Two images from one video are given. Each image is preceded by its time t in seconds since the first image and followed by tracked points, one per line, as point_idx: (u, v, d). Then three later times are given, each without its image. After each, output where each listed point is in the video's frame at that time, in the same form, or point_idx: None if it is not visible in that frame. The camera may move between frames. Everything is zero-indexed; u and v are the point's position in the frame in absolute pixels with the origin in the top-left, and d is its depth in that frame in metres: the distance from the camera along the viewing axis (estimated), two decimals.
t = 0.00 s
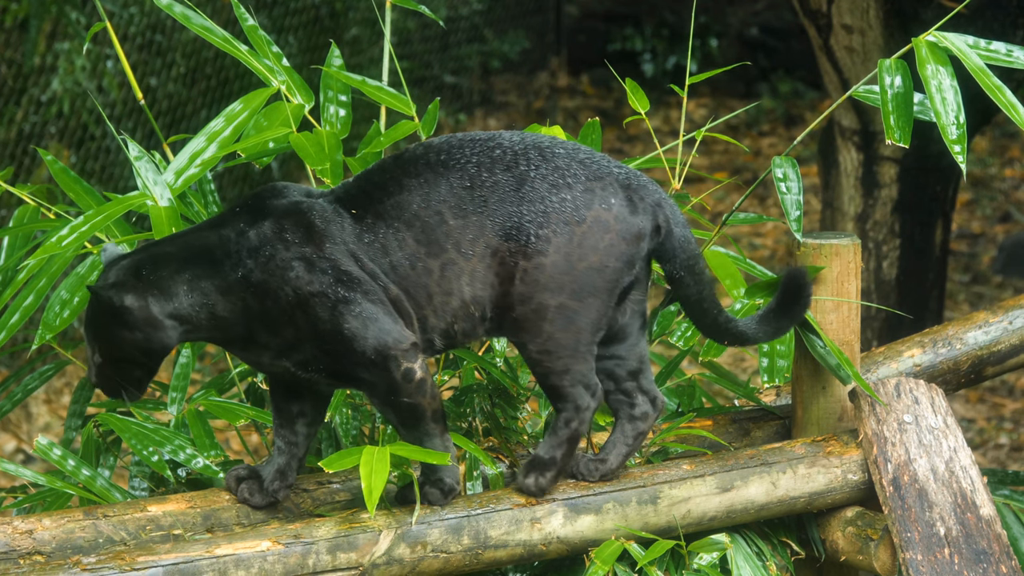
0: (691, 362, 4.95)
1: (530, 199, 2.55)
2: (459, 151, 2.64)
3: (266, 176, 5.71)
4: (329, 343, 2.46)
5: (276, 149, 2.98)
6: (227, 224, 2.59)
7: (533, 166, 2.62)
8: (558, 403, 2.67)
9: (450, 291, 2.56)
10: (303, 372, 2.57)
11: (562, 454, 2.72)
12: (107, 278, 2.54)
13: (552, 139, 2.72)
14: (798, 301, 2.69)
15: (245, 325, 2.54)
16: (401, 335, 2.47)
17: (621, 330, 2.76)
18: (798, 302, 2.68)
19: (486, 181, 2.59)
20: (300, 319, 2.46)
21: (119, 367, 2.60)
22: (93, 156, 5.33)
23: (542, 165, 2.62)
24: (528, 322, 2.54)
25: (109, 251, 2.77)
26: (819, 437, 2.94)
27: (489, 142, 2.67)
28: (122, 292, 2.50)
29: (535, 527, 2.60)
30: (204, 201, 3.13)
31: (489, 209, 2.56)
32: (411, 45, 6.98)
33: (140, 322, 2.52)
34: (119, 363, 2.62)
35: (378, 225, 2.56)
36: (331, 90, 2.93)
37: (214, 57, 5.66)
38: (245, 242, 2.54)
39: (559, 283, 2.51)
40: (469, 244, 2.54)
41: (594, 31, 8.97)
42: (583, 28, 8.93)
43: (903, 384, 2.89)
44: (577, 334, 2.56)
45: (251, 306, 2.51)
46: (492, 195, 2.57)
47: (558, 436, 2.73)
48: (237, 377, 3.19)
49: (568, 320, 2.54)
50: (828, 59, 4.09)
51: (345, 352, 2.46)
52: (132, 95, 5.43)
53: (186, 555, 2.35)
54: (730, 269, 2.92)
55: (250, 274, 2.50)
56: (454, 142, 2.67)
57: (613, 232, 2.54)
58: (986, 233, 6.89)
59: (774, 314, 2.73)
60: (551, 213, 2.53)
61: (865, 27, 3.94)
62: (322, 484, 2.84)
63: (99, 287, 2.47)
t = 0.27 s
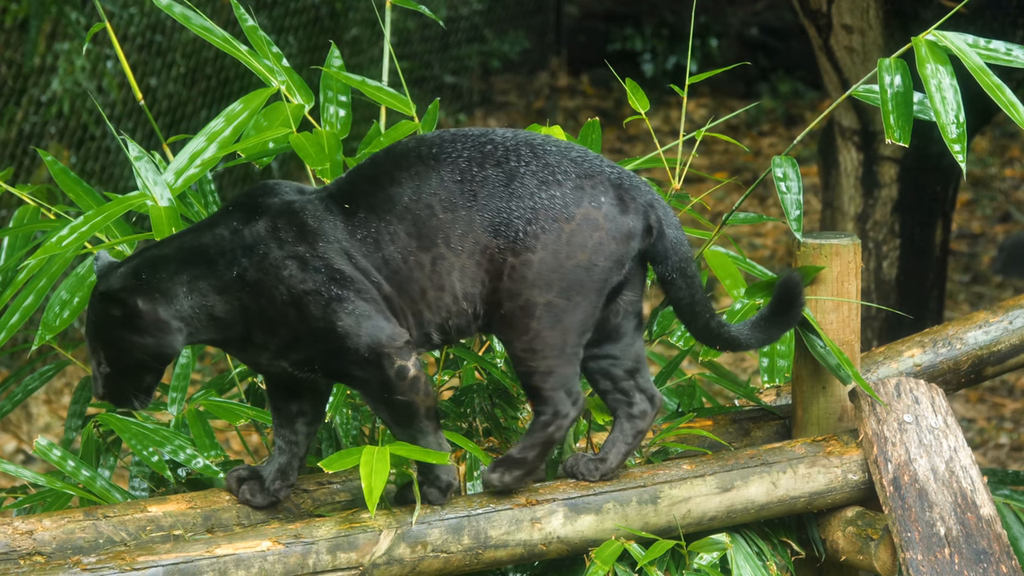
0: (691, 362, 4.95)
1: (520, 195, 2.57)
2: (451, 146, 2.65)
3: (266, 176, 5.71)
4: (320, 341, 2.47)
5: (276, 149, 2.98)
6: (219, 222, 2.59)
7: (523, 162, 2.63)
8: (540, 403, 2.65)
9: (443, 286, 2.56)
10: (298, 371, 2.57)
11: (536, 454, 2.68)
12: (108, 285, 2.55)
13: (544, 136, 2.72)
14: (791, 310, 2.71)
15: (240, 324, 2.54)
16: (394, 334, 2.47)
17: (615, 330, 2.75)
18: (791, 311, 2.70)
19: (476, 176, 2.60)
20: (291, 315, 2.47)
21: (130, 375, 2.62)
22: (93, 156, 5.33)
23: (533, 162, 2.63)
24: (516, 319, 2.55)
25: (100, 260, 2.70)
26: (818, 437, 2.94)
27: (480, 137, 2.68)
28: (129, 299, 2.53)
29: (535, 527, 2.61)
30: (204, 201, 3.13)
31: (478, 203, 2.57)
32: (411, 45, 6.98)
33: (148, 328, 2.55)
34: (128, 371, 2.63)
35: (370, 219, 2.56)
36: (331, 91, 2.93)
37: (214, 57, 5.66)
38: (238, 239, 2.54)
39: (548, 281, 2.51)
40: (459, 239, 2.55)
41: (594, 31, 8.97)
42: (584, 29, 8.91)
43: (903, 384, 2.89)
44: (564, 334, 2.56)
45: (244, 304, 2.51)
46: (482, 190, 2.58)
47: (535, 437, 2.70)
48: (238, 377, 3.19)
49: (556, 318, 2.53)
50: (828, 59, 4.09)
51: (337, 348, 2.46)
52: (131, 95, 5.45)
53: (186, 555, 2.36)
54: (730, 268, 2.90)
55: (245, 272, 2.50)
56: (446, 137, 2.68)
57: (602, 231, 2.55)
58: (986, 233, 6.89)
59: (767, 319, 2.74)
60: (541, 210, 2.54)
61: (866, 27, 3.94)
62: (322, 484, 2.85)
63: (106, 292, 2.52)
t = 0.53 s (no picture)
0: (692, 362, 4.95)
1: (513, 191, 2.57)
2: (446, 141, 2.66)
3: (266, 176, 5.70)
4: (310, 337, 2.49)
5: (277, 148, 2.97)
6: (216, 220, 2.59)
7: (518, 157, 2.63)
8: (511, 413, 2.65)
9: (438, 280, 2.58)
10: (296, 369, 2.59)
11: (503, 462, 2.71)
12: (114, 287, 2.54)
13: (540, 132, 2.72)
14: (788, 316, 2.70)
15: (239, 321, 2.55)
16: (387, 325, 2.48)
17: (611, 328, 2.77)
18: (788, 317, 2.68)
19: (470, 171, 2.61)
20: (285, 312, 2.49)
21: (141, 376, 2.61)
22: (93, 156, 5.33)
23: (527, 157, 2.62)
24: (505, 315, 2.55)
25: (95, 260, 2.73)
26: (818, 437, 2.94)
27: (475, 132, 2.68)
28: (141, 299, 2.51)
29: (535, 526, 2.61)
30: (204, 200, 3.12)
31: (472, 199, 2.58)
32: (411, 45, 6.97)
33: (158, 327, 2.55)
34: (137, 371, 2.61)
35: (365, 213, 2.57)
36: (331, 90, 2.93)
37: (214, 56, 5.66)
38: (234, 236, 2.55)
39: (539, 278, 2.52)
40: (452, 234, 2.57)
41: (594, 30, 8.97)
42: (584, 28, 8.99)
43: (903, 384, 2.89)
44: (554, 334, 2.55)
45: (241, 302, 2.53)
46: (476, 185, 2.59)
47: (509, 441, 2.70)
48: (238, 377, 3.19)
49: (545, 316, 2.53)
50: (828, 58, 4.09)
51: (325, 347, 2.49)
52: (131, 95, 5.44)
53: (186, 554, 2.37)
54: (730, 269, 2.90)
55: (240, 268, 2.52)
56: (441, 132, 2.68)
57: (595, 228, 2.54)
58: (987, 232, 6.89)
59: (764, 324, 2.72)
60: (533, 207, 2.55)
61: (866, 27, 3.94)
62: (322, 484, 2.85)
63: (117, 294, 2.51)
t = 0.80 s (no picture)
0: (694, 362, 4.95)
1: (512, 191, 2.57)
2: (445, 142, 2.66)
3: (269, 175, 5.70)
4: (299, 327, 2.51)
5: (280, 148, 2.96)
6: (214, 216, 2.60)
7: (516, 159, 2.62)
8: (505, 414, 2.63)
9: (435, 280, 2.58)
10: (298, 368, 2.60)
11: (496, 469, 2.69)
12: (120, 282, 2.53)
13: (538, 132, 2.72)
14: (793, 316, 2.68)
15: (234, 319, 2.56)
16: (378, 311, 2.50)
17: (610, 327, 2.78)
18: (792, 318, 2.66)
19: (468, 172, 2.61)
20: (279, 304, 2.50)
21: (146, 373, 2.59)
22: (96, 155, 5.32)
23: (526, 158, 2.62)
24: (504, 314, 2.56)
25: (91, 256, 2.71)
26: (821, 437, 2.93)
27: (474, 133, 2.67)
28: (152, 293, 2.51)
29: (538, 526, 2.61)
30: (207, 198, 3.10)
31: (470, 200, 2.58)
32: (414, 45, 6.97)
33: (164, 322, 2.54)
34: (142, 369, 2.59)
35: (362, 213, 2.58)
36: (334, 90, 2.92)
37: (217, 56, 5.66)
38: (231, 231, 2.56)
39: (539, 279, 2.52)
40: (450, 235, 2.57)
41: (596, 30, 9.01)
42: (586, 28, 9.03)
43: (906, 384, 2.89)
44: (551, 336, 2.56)
45: (236, 297, 2.54)
46: (474, 186, 2.59)
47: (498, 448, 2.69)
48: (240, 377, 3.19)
49: (544, 316, 2.54)
50: (831, 58, 4.09)
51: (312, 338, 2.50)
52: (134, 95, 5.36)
53: (189, 554, 2.37)
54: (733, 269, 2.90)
55: (238, 261, 2.53)
56: (440, 133, 2.68)
57: (594, 229, 2.55)
58: (989, 232, 6.89)
59: (769, 324, 2.70)
60: (532, 207, 2.55)
61: (868, 27, 3.94)
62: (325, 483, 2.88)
63: (125, 287, 2.50)
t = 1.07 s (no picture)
0: (699, 362, 4.94)
1: (516, 195, 2.56)
2: (447, 145, 2.65)
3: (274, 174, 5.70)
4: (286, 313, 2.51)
5: (285, 147, 2.96)
6: (214, 213, 2.62)
7: (519, 162, 2.62)
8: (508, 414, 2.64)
9: (434, 283, 2.57)
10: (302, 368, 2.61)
11: (501, 471, 2.69)
12: (124, 277, 2.53)
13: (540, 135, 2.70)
14: (798, 314, 2.68)
15: (231, 313, 2.57)
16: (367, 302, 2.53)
17: (611, 329, 2.78)
18: (799, 314, 2.66)
19: (471, 176, 2.60)
20: (271, 293, 2.52)
21: (147, 369, 2.58)
22: (101, 154, 5.30)
23: (528, 161, 2.61)
24: (510, 317, 2.56)
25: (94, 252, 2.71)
26: (826, 437, 2.93)
27: (477, 135, 2.67)
28: (159, 288, 2.51)
29: (543, 526, 2.61)
30: (212, 198, 3.09)
31: (474, 204, 2.57)
32: (419, 44, 6.98)
33: (167, 317, 2.54)
34: (143, 365, 2.58)
35: (364, 215, 2.57)
36: (339, 89, 2.92)
37: (223, 55, 5.66)
38: (231, 223, 2.59)
39: (544, 283, 2.52)
40: (454, 240, 2.56)
41: (602, 30, 8.97)
42: (592, 27, 9.01)
43: (911, 384, 2.89)
44: (556, 339, 2.56)
45: (226, 284, 2.55)
46: (477, 190, 2.58)
47: (499, 454, 2.70)
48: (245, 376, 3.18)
49: (550, 318, 2.54)
50: (836, 58, 4.09)
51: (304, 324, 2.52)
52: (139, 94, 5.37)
53: (194, 553, 2.37)
54: (738, 270, 2.89)
55: (237, 252, 2.55)
56: (443, 135, 2.67)
57: (597, 232, 2.55)
58: (994, 232, 6.89)
59: (776, 320, 2.69)
60: (535, 210, 2.55)
61: (874, 27, 3.94)
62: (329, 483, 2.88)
63: (132, 282, 2.50)
